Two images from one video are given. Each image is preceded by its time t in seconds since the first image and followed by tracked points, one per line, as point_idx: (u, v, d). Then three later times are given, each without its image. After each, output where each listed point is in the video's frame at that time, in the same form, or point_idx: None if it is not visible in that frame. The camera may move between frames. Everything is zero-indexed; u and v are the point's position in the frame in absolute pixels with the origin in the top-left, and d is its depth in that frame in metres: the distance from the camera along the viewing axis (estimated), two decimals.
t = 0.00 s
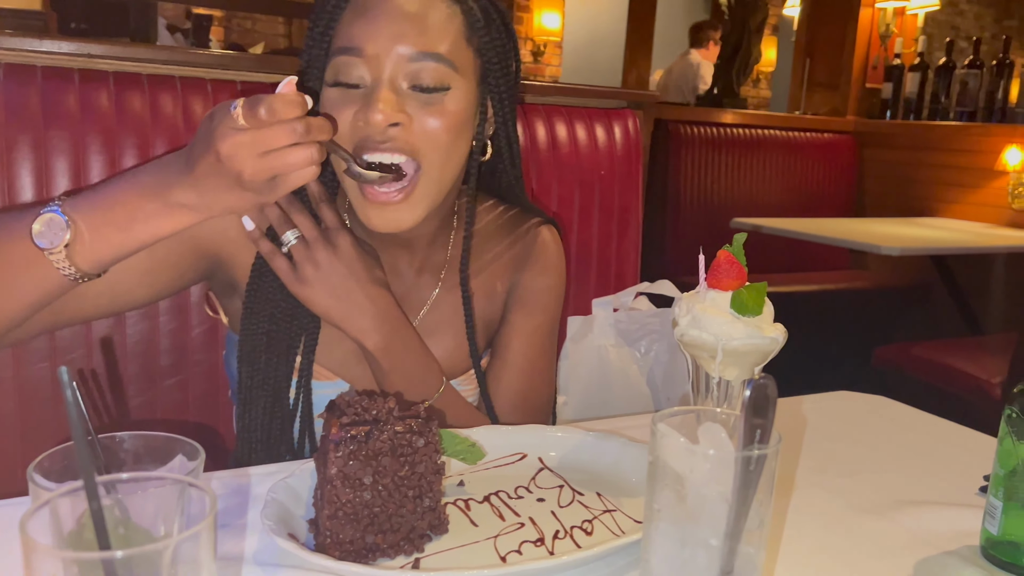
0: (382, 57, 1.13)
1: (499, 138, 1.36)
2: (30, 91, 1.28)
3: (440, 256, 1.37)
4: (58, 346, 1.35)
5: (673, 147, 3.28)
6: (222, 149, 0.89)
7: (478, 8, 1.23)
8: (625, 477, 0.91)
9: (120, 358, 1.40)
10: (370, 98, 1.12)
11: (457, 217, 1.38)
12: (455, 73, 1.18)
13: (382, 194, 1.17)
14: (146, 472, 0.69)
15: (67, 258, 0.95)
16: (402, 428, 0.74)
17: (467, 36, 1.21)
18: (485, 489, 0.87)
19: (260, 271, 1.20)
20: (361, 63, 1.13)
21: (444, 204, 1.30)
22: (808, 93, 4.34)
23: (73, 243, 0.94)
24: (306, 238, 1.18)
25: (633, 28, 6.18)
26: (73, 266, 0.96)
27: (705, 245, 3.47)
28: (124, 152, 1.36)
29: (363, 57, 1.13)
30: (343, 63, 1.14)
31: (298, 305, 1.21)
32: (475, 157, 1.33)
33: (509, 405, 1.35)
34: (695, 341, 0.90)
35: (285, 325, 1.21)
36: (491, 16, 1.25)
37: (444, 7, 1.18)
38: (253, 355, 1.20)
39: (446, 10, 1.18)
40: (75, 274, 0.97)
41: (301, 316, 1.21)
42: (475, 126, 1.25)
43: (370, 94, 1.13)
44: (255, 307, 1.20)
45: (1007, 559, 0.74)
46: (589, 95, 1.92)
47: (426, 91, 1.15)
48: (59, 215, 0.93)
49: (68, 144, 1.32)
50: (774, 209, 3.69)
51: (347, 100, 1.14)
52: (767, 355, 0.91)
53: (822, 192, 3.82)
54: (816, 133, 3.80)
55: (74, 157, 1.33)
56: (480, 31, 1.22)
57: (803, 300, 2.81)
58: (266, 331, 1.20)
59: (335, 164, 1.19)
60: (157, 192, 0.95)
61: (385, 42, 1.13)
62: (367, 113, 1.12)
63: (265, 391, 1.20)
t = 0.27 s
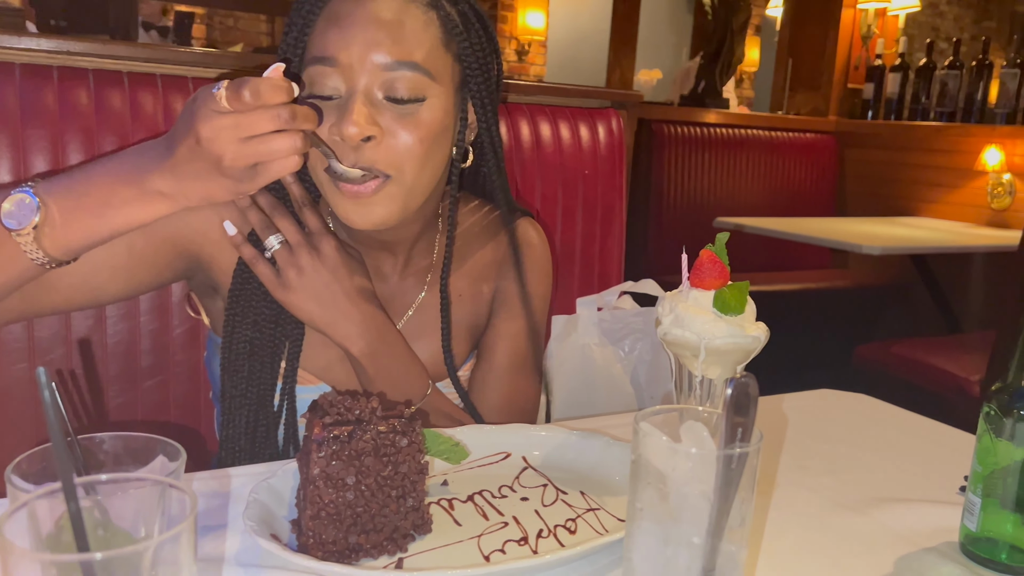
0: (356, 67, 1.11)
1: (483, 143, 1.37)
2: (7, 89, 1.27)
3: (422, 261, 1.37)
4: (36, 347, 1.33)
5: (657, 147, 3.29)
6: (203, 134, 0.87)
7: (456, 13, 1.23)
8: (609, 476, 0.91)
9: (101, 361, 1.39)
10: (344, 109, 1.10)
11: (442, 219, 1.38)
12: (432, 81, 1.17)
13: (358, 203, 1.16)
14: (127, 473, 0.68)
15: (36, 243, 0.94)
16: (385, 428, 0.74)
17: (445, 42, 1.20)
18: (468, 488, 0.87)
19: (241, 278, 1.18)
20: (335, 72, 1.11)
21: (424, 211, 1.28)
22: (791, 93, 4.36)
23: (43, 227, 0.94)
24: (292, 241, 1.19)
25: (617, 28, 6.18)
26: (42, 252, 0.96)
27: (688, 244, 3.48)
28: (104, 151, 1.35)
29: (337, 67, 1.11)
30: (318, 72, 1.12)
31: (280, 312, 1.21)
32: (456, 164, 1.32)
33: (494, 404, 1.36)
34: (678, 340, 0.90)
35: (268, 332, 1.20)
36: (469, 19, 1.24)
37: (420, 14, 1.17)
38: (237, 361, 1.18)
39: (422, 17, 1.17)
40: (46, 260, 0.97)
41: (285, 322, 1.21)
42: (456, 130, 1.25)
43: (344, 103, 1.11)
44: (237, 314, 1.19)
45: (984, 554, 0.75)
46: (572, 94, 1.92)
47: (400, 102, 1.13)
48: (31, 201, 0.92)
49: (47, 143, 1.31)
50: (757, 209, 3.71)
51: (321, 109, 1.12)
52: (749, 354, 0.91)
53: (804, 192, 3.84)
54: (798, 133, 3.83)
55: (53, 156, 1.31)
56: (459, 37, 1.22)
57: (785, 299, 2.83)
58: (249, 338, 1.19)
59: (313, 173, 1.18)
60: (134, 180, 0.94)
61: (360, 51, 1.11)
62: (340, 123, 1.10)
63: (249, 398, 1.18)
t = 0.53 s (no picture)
0: (346, 74, 1.10)
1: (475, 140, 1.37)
2: None
3: (414, 262, 1.37)
4: (24, 349, 1.32)
5: (648, 147, 3.29)
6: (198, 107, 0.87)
7: (444, 17, 1.22)
8: (599, 477, 0.91)
9: (91, 360, 1.38)
10: (334, 116, 1.09)
11: (433, 220, 1.38)
12: (421, 88, 1.16)
13: (349, 209, 1.16)
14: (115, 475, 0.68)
15: (20, 226, 0.93)
16: (375, 430, 0.74)
17: (433, 47, 1.19)
18: (459, 490, 0.87)
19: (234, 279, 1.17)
20: (324, 78, 1.10)
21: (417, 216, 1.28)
22: (781, 93, 4.37)
23: (27, 206, 0.92)
24: (283, 243, 1.19)
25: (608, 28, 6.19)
26: (29, 238, 0.94)
27: (679, 244, 3.49)
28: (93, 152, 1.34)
29: (326, 74, 1.10)
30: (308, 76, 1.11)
31: (272, 315, 1.20)
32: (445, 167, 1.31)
33: (485, 405, 1.36)
34: (668, 340, 0.91)
35: (260, 335, 1.20)
36: (458, 22, 1.24)
37: (408, 18, 1.16)
38: (228, 362, 1.18)
39: (411, 23, 1.16)
40: (33, 248, 0.96)
41: (277, 324, 1.20)
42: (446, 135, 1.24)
43: (334, 110, 1.10)
44: (229, 315, 1.19)
45: (973, 554, 0.76)
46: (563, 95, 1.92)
47: (390, 109, 1.12)
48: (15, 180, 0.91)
49: (36, 144, 1.30)
50: (747, 209, 3.73)
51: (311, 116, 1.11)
52: (739, 355, 0.92)
53: (794, 192, 3.86)
54: (789, 134, 3.84)
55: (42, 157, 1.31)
56: (447, 40, 1.21)
57: (776, 300, 2.84)
58: (240, 341, 1.18)
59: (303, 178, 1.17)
60: (121, 161, 0.94)
61: (348, 58, 1.10)
62: (330, 132, 1.09)
63: (241, 400, 1.18)
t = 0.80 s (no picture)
0: (345, 78, 1.09)
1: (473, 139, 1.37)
2: None
3: (415, 263, 1.37)
4: (25, 351, 1.33)
5: (647, 148, 3.29)
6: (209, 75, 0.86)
7: (441, 19, 1.22)
8: (600, 477, 0.91)
9: (91, 364, 1.38)
10: (335, 120, 1.09)
11: (433, 221, 1.39)
12: (421, 91, 1.15)
13: (352, 214, 1.16)
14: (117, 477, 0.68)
15: (25, 193, 0.94)
16: (377, 431, 0.74)
17: (431, 49, 1.19)
18: (460, 490, 0.87)
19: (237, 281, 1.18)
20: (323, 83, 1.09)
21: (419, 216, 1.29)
22: (781, 94, 4.37)
23: (32, 171, 0.94)
24: (285, 243, 1.19)
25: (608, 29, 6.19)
26: (34, 207, 0.96)
27: (679, 245, 3.49)
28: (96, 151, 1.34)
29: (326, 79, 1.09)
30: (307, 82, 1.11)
31: (276, 315, 1.21)
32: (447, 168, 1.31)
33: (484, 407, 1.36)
34: (669, 341, 0.91)
35: (263, 335, 1.20)
36: (455, 24, 1.23)
37: (406, 21, 1.16)
38: (232, 363, 1.18)
39: (409, 26, 1.15)
40: (38, 217, 0.97)
41: (280, 324, 1.21)
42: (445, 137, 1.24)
43: (334, 114, 1.09)
44: (233, 316, 1.19)
45: (974, 554, 0.75)
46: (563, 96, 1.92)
47: (391, 113, 1.12)
48: (21, 148, 0.93)
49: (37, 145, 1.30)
50: (747, 210, 3.73)
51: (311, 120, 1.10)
52: (740, 355, 0.92)
53: (794, 193, 3.86)
54: (789, 135, 3.84)
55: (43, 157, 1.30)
56: (445, 42, 1.21)
57: (775, 300, 2.84)
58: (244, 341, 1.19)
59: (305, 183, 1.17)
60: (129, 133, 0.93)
61: (348, 61, 1.09)
62: (331, 136, 1.08)
63: (245, 401, 1.18)
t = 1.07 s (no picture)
0: (365, 74, 1.13)
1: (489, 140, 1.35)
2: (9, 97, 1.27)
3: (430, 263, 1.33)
4: (38, 353, 1.34)
5: (657, 149, 3.29)
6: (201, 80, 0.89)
7: (459, 17, 1.22)
8: (610, 479, 0.91)
9: (104, 364, 1.39)
10: (355, 115, 1.13)
11: (448, 223, 1.33)
12: (438, 87, 1.19)
13: (371, 206, 1.21)
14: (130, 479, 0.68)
15: (32, 193, 0.95)
16: (388, 432, 0.74)
17: (449, 47, 1.20)
18: (471, 492, 0.87)
19: (253, 279, 1.21)
20: (344, 79, 1.13)
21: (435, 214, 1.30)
22: (791, 95, 4.36)
23: (40, 173, 0.94)
24: (302, 239, 1.20)
25: (616, 31, 6.19)
26: (41, 209, 0.96)
27: (689, 247, 3.48)
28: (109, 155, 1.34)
29: (346, 75, 1.13)
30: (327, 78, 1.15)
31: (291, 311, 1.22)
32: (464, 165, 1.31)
33: (493, 408, 1.36)
34: (680, 342, 0.90)
35: (280, 331, 1.23)
36: (473, 21, 1.24)
37: (425, 19, 1.17)
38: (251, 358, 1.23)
39: (427, 23, 1.17)
40: (46, 220, 0.98)
41: (296, 319, 1.23)
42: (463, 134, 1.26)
43: (354, 110, 1.13)
44: (250, 312, 1.22)
45: (987, 556, 0.75)
46: (572, 98, 1.92)
47: (410, 106, 1.16)
48: (31, 149, 0.93)
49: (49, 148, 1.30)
50: (757, 211, 3.71)
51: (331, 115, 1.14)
52: (751, 356, 0.91)
53: (804, 194, 3.84)
54: (799, 135, 3.83)
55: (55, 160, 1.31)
56: (463, 39, 1.22)
57: (785, 301, 2.83)
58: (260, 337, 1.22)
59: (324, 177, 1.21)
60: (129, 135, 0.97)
61: (369, 57, 1.13)
62: (351, 131, 1.14)
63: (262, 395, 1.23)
